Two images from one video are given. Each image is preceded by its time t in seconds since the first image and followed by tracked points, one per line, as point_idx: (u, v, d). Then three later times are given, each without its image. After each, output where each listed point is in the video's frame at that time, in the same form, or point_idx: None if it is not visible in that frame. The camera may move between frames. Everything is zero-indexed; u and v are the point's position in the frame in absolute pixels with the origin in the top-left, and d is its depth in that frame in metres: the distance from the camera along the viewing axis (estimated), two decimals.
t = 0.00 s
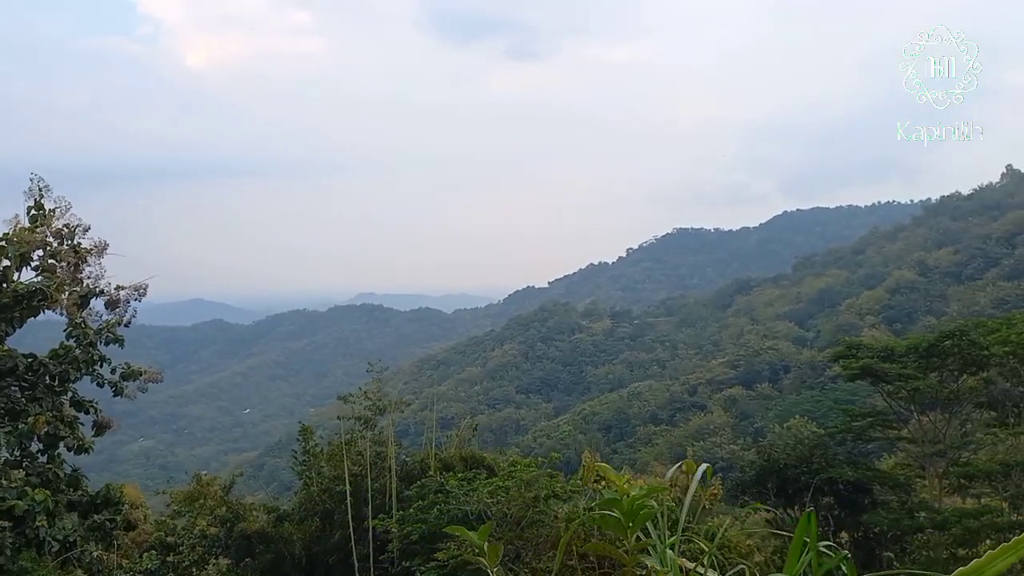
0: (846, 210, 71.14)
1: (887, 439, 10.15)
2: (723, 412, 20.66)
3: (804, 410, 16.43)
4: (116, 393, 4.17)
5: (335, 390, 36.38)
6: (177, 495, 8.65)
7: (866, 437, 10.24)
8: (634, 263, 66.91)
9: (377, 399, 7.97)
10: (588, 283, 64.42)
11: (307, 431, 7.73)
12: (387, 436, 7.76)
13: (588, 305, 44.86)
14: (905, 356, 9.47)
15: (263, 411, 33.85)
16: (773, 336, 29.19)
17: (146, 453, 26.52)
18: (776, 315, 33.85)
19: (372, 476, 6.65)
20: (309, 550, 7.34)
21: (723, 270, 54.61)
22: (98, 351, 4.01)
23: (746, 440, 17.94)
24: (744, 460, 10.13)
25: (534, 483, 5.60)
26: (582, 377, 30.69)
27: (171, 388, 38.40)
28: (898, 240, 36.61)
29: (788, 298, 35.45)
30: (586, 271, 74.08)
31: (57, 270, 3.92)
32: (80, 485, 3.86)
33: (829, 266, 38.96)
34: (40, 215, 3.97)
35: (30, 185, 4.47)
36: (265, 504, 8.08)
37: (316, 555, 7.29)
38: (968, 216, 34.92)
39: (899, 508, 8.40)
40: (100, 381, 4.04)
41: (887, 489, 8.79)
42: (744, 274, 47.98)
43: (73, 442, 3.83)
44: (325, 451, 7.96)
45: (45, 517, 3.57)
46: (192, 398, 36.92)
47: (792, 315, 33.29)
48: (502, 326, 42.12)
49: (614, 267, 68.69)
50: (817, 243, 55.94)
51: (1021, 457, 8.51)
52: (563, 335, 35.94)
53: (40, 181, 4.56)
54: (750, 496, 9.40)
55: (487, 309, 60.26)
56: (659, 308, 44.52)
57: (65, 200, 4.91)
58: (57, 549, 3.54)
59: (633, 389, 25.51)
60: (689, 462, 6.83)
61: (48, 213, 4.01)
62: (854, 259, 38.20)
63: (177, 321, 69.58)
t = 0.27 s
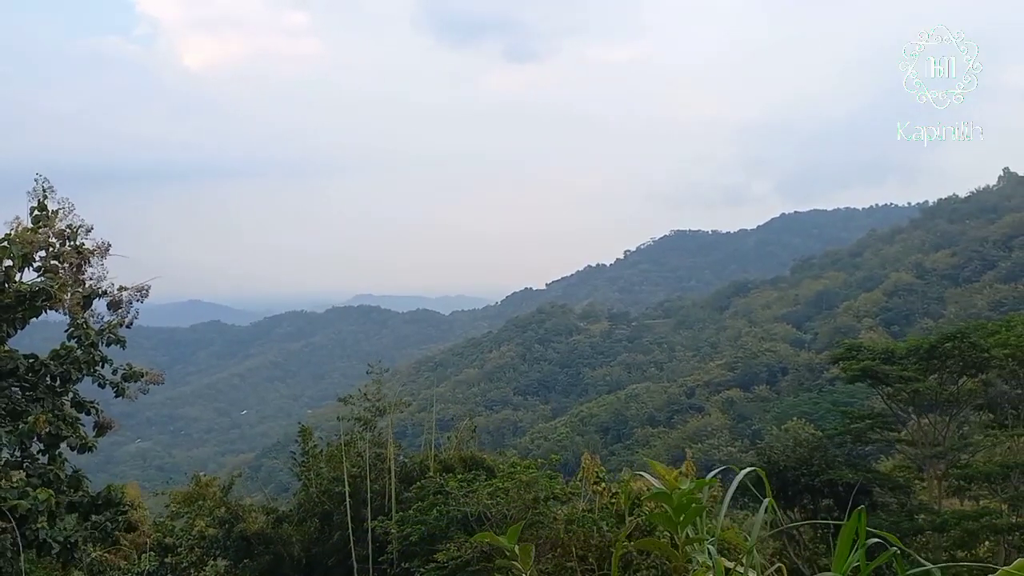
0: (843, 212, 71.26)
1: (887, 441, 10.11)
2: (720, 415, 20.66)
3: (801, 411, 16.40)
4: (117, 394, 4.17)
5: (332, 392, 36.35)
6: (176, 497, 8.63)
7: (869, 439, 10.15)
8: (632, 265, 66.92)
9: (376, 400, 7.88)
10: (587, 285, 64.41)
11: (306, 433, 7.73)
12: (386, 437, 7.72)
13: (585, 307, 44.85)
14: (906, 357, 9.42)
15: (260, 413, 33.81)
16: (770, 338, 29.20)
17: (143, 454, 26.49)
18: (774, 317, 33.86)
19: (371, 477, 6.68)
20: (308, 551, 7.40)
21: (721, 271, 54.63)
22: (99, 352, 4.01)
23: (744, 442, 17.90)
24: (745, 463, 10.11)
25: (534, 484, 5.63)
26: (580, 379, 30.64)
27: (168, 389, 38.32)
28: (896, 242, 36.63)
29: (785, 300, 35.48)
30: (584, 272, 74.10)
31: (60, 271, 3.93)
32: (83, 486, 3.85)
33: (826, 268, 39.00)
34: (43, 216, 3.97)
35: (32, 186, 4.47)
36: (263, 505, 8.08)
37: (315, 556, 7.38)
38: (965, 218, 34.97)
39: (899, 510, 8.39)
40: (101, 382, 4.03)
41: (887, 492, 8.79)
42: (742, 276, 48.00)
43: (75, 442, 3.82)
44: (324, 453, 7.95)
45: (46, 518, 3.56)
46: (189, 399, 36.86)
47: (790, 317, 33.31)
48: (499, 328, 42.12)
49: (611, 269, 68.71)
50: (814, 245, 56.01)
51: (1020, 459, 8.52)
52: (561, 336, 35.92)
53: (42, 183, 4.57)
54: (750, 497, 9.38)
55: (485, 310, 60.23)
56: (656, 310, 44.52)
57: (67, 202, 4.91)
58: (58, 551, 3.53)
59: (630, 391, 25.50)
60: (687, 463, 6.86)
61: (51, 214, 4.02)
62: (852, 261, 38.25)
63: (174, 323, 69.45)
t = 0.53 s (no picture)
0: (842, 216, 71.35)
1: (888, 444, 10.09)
2: (719, 418, 20.65)
3: (800, 414, 16.38)
4: (120, 398, 4.17)
5: (331, 397, 36.33)
6: (177, 500, 8.60)
7: (869, 442, 10.13)
8: (631, 268, 66.96)
9: (377, 404, 7.83)
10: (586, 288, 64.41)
11: (306, 436, 7.73)
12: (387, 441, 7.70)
13: (584, 310, 44.85)
14: (908, 360, 9.38)
15: (259, 418, 33.78)
16: (769, 341, 29.20)
17: (141, 458, 26.47)
18: (773, 320, 33.87)
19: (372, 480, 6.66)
20: (309, 555, 7.41)
21: (720, 274, 54.65)
22: (103, 356, 4.01)
23: (744, 446, 17.88)
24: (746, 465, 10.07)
25: (535, 487, 5.60)
26: (579, 382, 30.61)
27: (167, 393, 38.26)
28: (894, 246, 36.67)
29: (784, 304, 35.49)
30: (583, 275, 74.11)
31: (63, 274, 3.93)
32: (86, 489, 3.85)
33: (825, 271, 39.04)
34: (47, 220, 3.98)
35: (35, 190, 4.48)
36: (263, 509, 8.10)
37: (316, 560, 7.39)
38: (964, 221, 35.01)
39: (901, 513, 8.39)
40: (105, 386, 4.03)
41: (889, 495, 8.78)
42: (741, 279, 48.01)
43: (79, 446, 3.82)
44: (325, 456, 7.96)
45: (50, 521, 3.56)
46: (187, 403, 36.81)
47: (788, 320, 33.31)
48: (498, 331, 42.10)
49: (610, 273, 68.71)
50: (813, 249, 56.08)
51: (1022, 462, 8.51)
52: (560, 339, 35.90)
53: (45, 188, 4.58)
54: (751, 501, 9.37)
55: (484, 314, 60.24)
56: (655, 313, 44.50)
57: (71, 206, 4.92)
58: (62, 554, 3.52)
59: (629, 394, 25.48)
60: (689, 467, 6.82)
61: (56, 218, 4.03)
62: (850, 265, 38.27)
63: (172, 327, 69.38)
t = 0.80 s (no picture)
0: (839, 217, 71.51)
1: (889, 445, 10.10)
2: (717, 419, 20.67)
3: (798, 415, 16.39)
4: (123, 400, 4.15)
5: (329, 399, 36.31)
6: (176, 503, 8.57)
7: (869, 442, 10.18)
8: (628, 271, 67.02)
9: (377, 406, 7.78)
10: (583, 289, 64.44)
11: (305, 438, 7.73)
12: (387, 443, 7.66)
13: (581, 312, 44.87)
14: (909, 361, 9.37)
15: (256, 421, 33.80)
16: (767, 342, 29.25)
17: (138, 461, 26.49)
18: (770, 322, 33.91)
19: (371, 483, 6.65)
20: (308, 558, 7.40)
21: (718, 276, 54.74)
22: (105, 359, 3.99)
23: (741, 447, 17.91)
24: (747, 467, 10.05)
25: (535, 488, 5.56)
26: (576, 384, 30.62)
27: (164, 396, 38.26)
28: (891, 247, 36.74)
29: (781, 305, 35.55)
30: (581, 277, 74.16)
31: (65, 277, 3.92)
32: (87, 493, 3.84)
33: (821, 272, 39.11)
34: (48, 222, 3.97)
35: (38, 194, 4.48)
36: (263, 513, 8.12)
37: (316, 563, 7.39)
38: (960, 223, 35.11)
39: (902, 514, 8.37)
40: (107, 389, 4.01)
41: (889, 497, 8.75)
42: (738, 281, 48.07)
43: (80, 449, 3.80)
44: (324, 458, 7.96)
45: (51, 525, 3.52)
46: (185, 405, 36.79)
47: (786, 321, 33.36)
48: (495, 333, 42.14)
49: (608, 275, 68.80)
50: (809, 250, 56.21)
51: (1022, 463, 8.54)
52: (557, 341, 35.92)
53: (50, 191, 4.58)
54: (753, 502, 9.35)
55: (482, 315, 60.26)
56: (652, 315, 44.54)
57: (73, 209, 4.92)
58: (64, 558, 3.51)
59: (627, 396, 25.49)
60: (691, 469, 6.79)
61: (56, 220, 4.01)
62: (847, 266, 38.35)
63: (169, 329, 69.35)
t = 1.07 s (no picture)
0: (838, 220, 71.53)
1: (889, 447, 10.11)
2: (716, 422, 20.66)
3: (797, 418, 16.37)
4: (125, 402, 4.15)
5: (328, 400, 36.30)
6: (175, 503, 8.54)
7: (870, 445, 10.18)
8: (627, 273, 67.05)
9: (378, 408, 7.78)
10: (582, 291, 64.44)
11: (305, 440, 7.71)
12: (388, 445, 7.66)
13: (580, 314, 44.84)
14: (910, 364, 9.35)
15: (255, 423, 33.79)
16: (765, 345, 29.25)
17: (136, 462, 26.48)
18: (769, 324, 33.91)
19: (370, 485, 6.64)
20: (308, 559, 7.40)
21: (716, 279, 54.74)
22: (107, 360, 3.98)
23: (739, 450, 17.90)
24: (747, 470, 10.03)
25: (535, 490, 5.51)
26: (575, 386, 30.60)
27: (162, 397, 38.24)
28: (889, 250, 36.75)
29: (780, 307, 35.57)
30: (580, 279, 74.15)
31: (68, 278, 3.92)
32: (90, 494, 3.84)
33: (820, 275, 39.12)
34: (50, 223, 3.97)
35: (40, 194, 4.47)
36: (263, 514, 8.11)
37: (315, 564, 7.39)
38: (959, 226, 35.14)
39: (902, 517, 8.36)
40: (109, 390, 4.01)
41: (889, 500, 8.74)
42: (737, 283, 48.07)
43: (83, 450, 3.80)
44: (324, 460, 7.95)
45: (53, 526, 3.53)
46: (183, 406, 36.77)
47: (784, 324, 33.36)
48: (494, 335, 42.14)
49: (607, 277, 68.82)
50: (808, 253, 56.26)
51: None
52: (556, 343, 35.90)
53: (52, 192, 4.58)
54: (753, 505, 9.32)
55: (481, 317, 60.26)
56: (651, 317, 44.53)
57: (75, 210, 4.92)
58: (66, 558, 3.50)
59: (626, 398, 25.48)
60: (691, 471, 6.76)
61: (59, 221, 4.01)
62: (846, 269, 38.38)
63: (167, 330, 69.27)
